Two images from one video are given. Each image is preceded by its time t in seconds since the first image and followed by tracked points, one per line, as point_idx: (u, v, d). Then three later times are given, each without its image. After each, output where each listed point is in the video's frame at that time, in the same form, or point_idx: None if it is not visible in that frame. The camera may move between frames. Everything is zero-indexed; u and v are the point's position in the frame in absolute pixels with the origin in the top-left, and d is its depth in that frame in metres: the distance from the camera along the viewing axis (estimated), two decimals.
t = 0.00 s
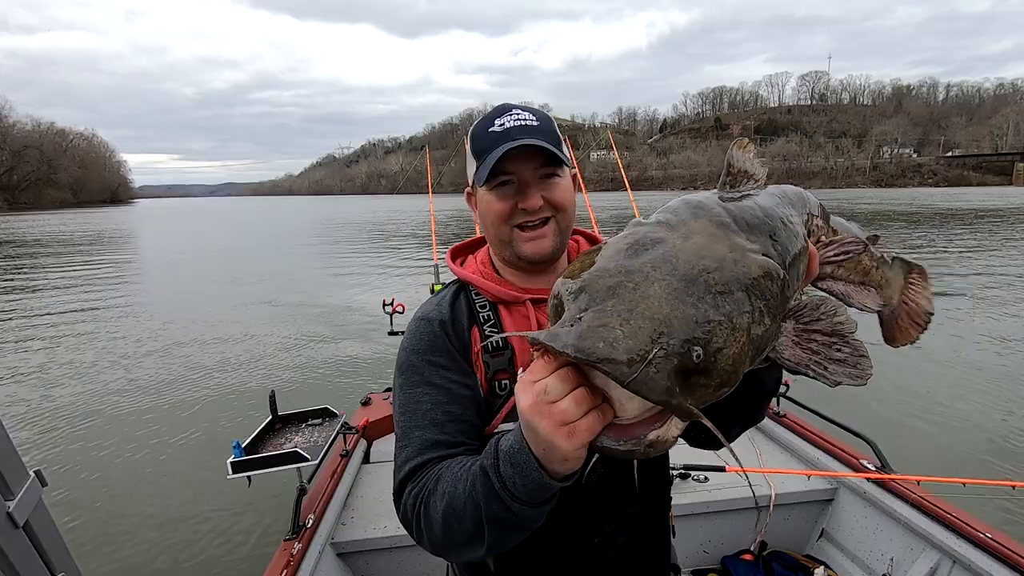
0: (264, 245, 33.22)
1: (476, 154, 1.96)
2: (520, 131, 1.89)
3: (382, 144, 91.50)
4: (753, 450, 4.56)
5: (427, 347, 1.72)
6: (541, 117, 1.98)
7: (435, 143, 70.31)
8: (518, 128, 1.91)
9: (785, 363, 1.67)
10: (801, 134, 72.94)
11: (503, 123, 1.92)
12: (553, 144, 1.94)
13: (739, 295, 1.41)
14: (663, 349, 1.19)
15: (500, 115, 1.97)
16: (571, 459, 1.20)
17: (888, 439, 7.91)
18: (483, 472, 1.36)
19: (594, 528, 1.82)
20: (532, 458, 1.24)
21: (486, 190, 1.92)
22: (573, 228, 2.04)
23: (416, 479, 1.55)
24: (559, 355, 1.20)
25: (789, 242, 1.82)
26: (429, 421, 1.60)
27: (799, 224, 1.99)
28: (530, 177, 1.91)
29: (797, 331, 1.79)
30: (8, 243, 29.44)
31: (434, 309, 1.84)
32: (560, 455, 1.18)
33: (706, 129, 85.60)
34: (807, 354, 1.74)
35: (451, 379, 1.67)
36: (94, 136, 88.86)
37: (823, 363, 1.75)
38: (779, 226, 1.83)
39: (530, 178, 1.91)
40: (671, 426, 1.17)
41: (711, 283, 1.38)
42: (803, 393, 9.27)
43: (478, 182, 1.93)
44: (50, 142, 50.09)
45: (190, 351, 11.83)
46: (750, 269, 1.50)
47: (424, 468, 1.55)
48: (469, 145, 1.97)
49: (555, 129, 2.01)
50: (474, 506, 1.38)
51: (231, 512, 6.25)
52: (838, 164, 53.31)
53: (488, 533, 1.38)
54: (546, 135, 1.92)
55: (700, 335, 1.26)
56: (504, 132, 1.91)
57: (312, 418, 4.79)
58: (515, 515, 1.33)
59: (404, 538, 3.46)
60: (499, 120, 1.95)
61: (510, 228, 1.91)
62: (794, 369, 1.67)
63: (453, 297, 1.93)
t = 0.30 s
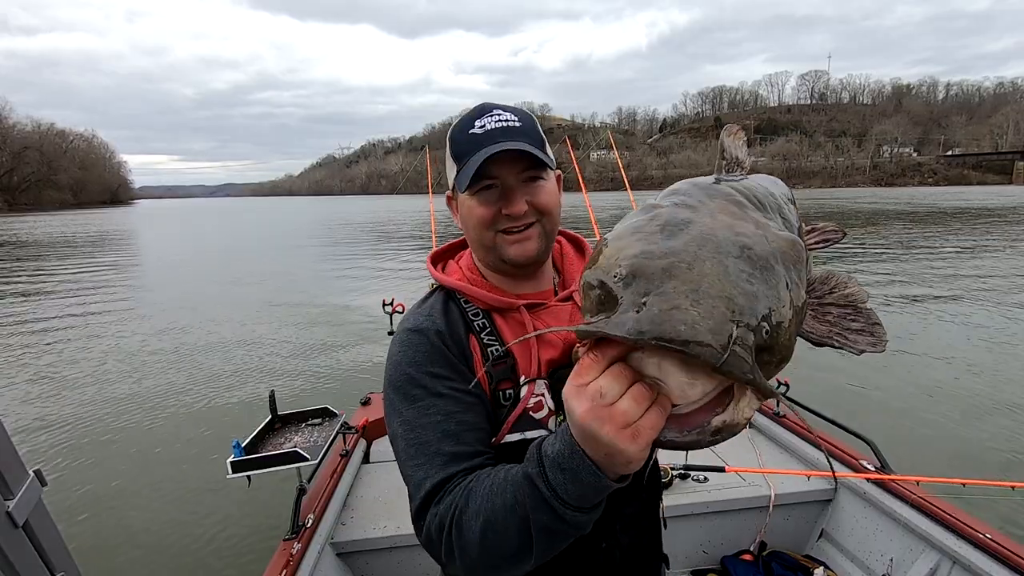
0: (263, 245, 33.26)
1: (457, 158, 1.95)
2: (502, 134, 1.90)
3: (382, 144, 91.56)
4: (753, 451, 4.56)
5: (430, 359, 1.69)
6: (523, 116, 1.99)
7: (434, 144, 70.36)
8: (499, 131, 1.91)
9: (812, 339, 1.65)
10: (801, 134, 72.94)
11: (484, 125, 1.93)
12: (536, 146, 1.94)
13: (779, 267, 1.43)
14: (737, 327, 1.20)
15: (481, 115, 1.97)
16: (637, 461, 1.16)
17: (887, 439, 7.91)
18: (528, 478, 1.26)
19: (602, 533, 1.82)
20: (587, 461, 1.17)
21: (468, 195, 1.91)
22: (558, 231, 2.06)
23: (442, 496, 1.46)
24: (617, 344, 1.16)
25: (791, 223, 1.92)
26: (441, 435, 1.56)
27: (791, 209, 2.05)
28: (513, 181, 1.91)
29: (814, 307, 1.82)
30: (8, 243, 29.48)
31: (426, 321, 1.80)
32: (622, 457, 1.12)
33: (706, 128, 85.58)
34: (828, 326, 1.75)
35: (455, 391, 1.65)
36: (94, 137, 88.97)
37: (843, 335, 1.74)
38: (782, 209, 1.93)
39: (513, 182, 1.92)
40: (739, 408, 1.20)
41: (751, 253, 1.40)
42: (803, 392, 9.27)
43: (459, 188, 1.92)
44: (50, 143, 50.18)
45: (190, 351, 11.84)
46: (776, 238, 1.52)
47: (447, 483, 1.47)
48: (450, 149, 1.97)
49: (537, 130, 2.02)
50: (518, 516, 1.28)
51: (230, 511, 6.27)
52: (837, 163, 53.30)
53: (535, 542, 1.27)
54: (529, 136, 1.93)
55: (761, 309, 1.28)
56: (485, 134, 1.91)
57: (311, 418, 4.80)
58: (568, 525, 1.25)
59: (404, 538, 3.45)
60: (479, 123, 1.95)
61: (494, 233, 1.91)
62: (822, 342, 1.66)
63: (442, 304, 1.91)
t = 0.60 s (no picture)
0: (263, 245, 33.29)
1: (449, 162, 1.94)
2: (494, 136, 1.90)
3: (382, 145, 91.65)
4: (754, 450, 4.55)
5: (432, 369, 1.69)
6: (515, 117, 1.99)
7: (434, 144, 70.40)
8: (491, 132, 1.91)
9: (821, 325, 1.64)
10: (800, 134, 72.91)
11: (476, 128, 1.93)
12: (530, 147, 1.94)
13: (792, 250, 1.43)
14: (766, 304, 1.17)
15: (472, 117, 1.97)
16: (669, 454, 1.12)
17: (889, 438, 7.90)
18: (549, 481, 1.26)
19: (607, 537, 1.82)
20: (611, 456, 1.14)
21: (461, 201, 1.90)
22: (553, 233, 2.06)
23: (457, 507, 1.44)
24: (642, 327, 1.13)
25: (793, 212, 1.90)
26: (450, 444, 1.55)
27: (796, 201, 2.05)
28: (507, 185, 1.91)
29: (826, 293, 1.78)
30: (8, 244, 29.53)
31: (425, 330, 1.80)
32: (652, 447, 1.08)
33: (706, 128, 85.58)
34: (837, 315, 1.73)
35: (459, 398, 1.65)
36: (94, 137, 89.07)
37: (856, 322, 1.73)
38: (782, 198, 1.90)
39: (506, 186, 1.91)
40: (768, 390, 1.17)
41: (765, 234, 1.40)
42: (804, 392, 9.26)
43: (452, 193, 1.91)
44: (50, 144, 50.33)
45: (190, 351, 11.86)
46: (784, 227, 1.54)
47: (461, 493, 1.46)
48: (441, 152, 1.95)
49: (530, 131, 2.01)
50: (539, 521, 1.26)
51: (231, 512, 6.26)
52: (837, 162, 53.34)
53: (559, 547, 1.26)
54: (521, 137, 1.92)
55: (784, 288, 1.27)
56: (479, 136, 1.90)
57: (312, 419, 4.80)
58: (592, 527, 1.24)
59: (406, 539, 3.44)
60: (471, 125, 1.96)
61: (489, 238, 1.91)
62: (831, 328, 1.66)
63: (439, 313, 1.90)
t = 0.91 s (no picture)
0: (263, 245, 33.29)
1: (453, 161, 1.93)
2: (499, 134, 1.89)
3: (382, 145, 91.62)
4: (755, 450, 4.54)
5: (433, 371, 1.68)
6: (520, 116, 1.98)
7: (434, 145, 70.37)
8: (495, 131, 1.90)
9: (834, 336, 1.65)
10: (801, 134, 72.88)
11: (480, 126, 1.92)
12: (535, 147, 1.93)
13: (803, 253, 1.43)
14: (776, 305, 1.16)
15: (477, 115, 1.97)
16: (672, 462, 1.11)
17: (892, 438, 7.89)
18: (547, 488, 1.24)
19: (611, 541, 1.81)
20: (611, 462, 1.13)
21: (465, 200, 1.89)
22: (557, 234, 2.05)
23: (454, 512, 1.44)
24: (648, 326, 1.12)
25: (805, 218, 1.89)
26: (450, 446, 1.54)
27: (811, 208, 2.05)
28: (511, 184, 1.90)
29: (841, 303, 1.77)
30: (9, 244, 29.54)
31: (426, 332, 1.80)
32: (656, 454, 1.06)
33: (706, 129, 85.54)
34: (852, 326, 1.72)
35: (459, 400, 1.64)
36: (94, 137, 89.13)
37: (870, 332, 1.73)
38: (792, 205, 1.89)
39: (510, 186, 1.90)
40: (777, 398, 1.16)
41: (778, 237, 1.39)
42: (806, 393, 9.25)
43: (455, 193, 1.90)
44: (51, 144, 50.37)
45: (191, 351, 11.85)
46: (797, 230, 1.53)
47: (459, 496, 1.46)
48: (445, 151, 1.94)
49: (534, 130, 2.00)
50: (535, 528, 1.25)
51: (232, 513, 6.25)
52: (838, 162, 53.26)
53: (556, 556, 1.25)
54: (526, 136, 1.92)
55: (795, 291, 1.26)
56: (483, 135, 1.90)
57: (313, 419, 4.79)
58: (591, 536, 1.22)
59: (407, 539, 3.43)
60: (475, 123, 1.95)
61: (492, 237, 1.90)
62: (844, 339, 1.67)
63: (441, 314, 1.90)
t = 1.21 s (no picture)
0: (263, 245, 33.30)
1: (453, 159, 1.93)
2: (499, 133, 1.89)
3: (382, 145, 91.66)
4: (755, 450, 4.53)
5: (432, 372, 1.68)
6: (520, 115, 1.98)
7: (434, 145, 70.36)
8: (496, 129, 1.90)
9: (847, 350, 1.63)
10: (801, 135, 72.93)
11: (481, 124, 1.92)
12: (536, 147, 1.93)
13: (817, 268, 1.42)
14: (796, 328, 1.14)
15: (477, 113, 1.96)
16: (678, 485, 1.10)
17: (892, 439, 7.88)
18: (548, 503, 1.24)
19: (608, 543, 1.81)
20: (615, 483, 1.12)
21: (466, 199, 1.89)
22: (558, 236, 2.05)
23: (453, 515, 1.43)
24: (659, 345, 1.10)
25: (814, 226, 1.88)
26: (448, 448, 1.54)
27: (817, 216, 2.05)
28: (512, 185, 1.89)
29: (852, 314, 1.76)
30: (8, 243, 29.53)
31: (426, 333, 1.79)
32: (663, 477, 1.06)
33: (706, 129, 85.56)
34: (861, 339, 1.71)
35: (458, 402, 1.64)
36: (94, 136, 89.11)
37: (880, 348, 1.70)
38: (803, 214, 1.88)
39: (512, 186, 1.90)
40: (793, 420, 1.14)
41: (791, 251, 1.38)
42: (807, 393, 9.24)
43: (455, 191, 1.90)
44: (51, 143, 50.38)
45: (190, 351, 11.84)
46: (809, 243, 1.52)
47: (459, 499, 1.45)
48: (445, 149, 1.94)
49: (536, 130, 2.00)
50: (535, 542, 1.25)
51: (232, 513, 6.24)
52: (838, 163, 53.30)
53: (557, 571, 1.25)
54: (527, 136, 1.91)
55: (812, 308, 1.24)
56: (483, 133, 1.90)
57: (313, 420, 4.79)
58: (592, 554, 1.22)
59: (407, 539, 3.43)
60: (476, 122, 1.94)
61: (493, 238, 1.89)
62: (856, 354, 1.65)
63: (442, 316, 1.90)
